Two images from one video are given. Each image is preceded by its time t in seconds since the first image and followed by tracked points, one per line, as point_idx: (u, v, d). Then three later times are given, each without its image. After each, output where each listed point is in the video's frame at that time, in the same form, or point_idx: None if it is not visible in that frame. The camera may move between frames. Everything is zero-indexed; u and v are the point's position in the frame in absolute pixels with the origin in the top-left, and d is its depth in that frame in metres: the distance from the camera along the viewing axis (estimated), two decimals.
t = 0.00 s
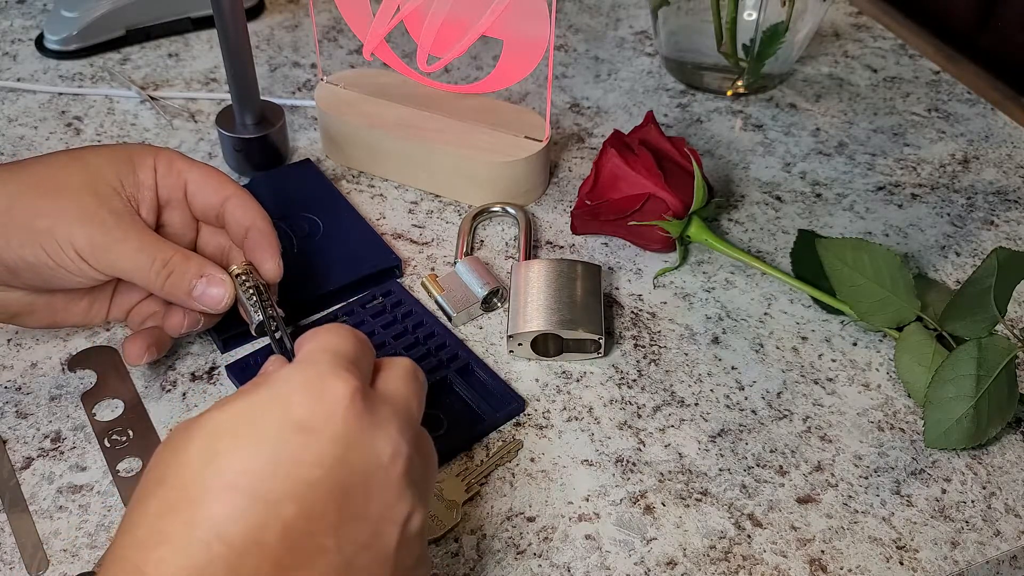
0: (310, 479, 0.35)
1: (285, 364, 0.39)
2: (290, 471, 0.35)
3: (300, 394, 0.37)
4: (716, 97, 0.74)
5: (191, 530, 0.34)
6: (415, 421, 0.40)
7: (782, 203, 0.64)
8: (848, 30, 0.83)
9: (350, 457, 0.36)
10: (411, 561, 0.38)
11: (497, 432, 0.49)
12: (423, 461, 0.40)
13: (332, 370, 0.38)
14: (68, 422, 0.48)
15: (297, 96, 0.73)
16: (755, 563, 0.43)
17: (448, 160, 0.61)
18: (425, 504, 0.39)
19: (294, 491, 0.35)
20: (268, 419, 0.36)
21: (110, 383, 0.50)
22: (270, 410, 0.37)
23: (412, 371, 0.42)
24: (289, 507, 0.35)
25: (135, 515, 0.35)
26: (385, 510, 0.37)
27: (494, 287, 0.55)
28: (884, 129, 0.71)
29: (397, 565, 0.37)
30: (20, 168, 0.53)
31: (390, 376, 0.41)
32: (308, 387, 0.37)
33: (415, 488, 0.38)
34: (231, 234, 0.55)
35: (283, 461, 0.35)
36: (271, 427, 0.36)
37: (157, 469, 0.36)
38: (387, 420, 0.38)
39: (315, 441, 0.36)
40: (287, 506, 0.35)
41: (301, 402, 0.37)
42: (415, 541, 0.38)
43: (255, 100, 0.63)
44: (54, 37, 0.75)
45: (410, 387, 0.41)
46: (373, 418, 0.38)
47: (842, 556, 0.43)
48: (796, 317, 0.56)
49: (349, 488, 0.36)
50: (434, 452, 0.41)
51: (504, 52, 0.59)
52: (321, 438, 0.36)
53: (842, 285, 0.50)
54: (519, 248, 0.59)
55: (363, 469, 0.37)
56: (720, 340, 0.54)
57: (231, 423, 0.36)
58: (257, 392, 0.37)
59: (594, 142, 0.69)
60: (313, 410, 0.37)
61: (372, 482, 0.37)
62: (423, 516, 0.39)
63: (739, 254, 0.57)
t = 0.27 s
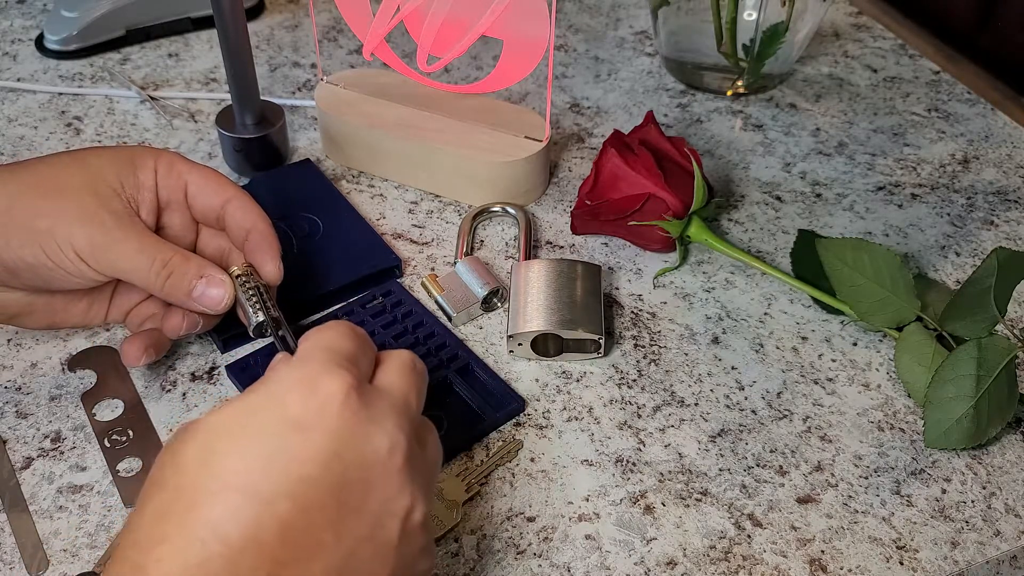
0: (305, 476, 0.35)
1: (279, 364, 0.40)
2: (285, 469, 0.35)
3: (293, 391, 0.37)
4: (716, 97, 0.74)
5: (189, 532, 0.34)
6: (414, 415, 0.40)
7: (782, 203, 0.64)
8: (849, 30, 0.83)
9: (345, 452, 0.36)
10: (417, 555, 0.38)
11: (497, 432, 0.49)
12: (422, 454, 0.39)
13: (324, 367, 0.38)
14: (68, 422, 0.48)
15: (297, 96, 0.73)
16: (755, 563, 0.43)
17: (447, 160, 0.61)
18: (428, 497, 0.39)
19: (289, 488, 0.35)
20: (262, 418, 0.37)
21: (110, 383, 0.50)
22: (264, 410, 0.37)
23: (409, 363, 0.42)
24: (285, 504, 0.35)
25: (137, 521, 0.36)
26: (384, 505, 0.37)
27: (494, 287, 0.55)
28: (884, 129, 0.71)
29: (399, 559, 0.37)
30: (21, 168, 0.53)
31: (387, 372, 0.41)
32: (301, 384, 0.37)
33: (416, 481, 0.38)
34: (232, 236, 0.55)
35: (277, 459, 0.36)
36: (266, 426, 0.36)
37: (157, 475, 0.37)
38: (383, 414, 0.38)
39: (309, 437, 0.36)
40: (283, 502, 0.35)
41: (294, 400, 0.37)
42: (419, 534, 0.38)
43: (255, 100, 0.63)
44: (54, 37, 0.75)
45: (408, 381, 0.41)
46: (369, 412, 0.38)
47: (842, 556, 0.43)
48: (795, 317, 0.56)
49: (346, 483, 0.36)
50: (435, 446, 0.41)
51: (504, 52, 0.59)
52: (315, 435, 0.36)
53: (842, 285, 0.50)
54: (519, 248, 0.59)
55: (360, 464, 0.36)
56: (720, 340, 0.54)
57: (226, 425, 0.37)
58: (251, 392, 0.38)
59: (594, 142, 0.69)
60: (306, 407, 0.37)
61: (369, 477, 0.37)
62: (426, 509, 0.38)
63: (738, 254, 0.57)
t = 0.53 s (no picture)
0: (315, 487, 0.35)
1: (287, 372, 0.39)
2: (294, 479, 0.35)
3: (302, 401, 0.37)
4: (716, 97, 0.74)
5: (197, 542, 0.34)
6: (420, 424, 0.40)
7: (782, 203, 0.64)
8: (849, 30, 0.83)
9: (354, 463, 0.36)
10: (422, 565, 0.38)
11: (497, 432, 0.49)
12: (428, 464, 0.39)
13: (334, 377, 0.38)
14: (68, 422, 0.48)
15: (297, 96, 0.73)
16: (755, 563, 0.43)
17: (448, 160, 0.61)
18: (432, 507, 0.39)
19: (299, 499, 0.35)
20: (271, 427, 0.37)
21: (110, 383, 0.50)
22: (273, 419, 0.37)
23: (415, 372, 0.42)
24: (295, 515, 0.35)
25: (143, 529, 0.36)
26: (392, 516, 0.37)
27: (494, 287, 0.55)
28: (884, 129, 0.71)
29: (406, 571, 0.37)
30: (22, 167, 0.53)
31: (393, 381, 0.41)
32: (310, 394, 0.37)
33: (422, 491, 0.38)
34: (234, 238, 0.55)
35: (286, 468, 0.36)
36: (274, 435, 0.36)
37: (163, 482, 0.36)
38: (391, 424, 0.38)
39: (319, 448, 0.36)
40: (293, 513, 0.35)
41: (303, 409, 0.37)
42: (424, 544, 0.38)
43: (255, 99, 0.63)
44: (54, 37, 0.75)
45: (413, 391, 0.41)
46: (376, 422, 0.38)
47: (842, 556, 0.43)
48: (795, 317, 0.56)
49: (355, 495, 0.36)
50: (440, 454, 0.41)
51: (504, 52, 0.59)
52: (325, 445, 0.36)
53: (842, 285, 0.50)
54: (519, 248, 0.59)
55: (368, 475, 0.37)
56: (720, 340, 0.54)
57: (234, 432, 0.36)
58: (260, 400, 0.37)
59: (594, 142, 0.69)
60: (316, 417, 0.37)
61: (378, 488, 0.37)
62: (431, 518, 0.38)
63: (738, 253, 0.57)
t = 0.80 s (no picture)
0: (325, 491, 0.35)
1: (296, 377, 0.39)
2: (305, 483, 0.35)
3: (312, 405, 0.37)
4: (716, 97, 0.74)
5: (208, 545, 0.34)
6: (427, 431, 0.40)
7: (782, 203, 0.64)
8: (849, 30, 0.83)
9: (363, 468, 0.36)
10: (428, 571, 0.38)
11: (497, 432, 0.49)
12: (435, 469, 0.39)
13: (343, 382, 0.38)
14: (68, 422, 0.48)
15: (297, 96, 0.73)
16: (755, 563, 0.43)
17: (448, 160, 0.61)
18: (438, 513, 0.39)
19: (309, 503, 0.35)
20: (281, 431, 0.36)
21: (110, 383, 0.50)
22: (283, 423, 0.37)
23: (421, 379, 0.42)
24: (304, 519, 0.35)
25: (152, 532, 0.35)
26: (400, 522, 0.37)
27: (494, 287, 0.55)
28: (884, 129, 0.71)
29: None
30: (25, 169, 0.53)
31: (400, 388, 0.41)
32: (319, 398, 0.37)
33: (429, 497, 0.38)
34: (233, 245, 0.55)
35: (296, 473, 0.35)
36: (283, 439, 0.36)
37: (172, 486, 0.36)
38: (399, 430, 0.38)
39: (329, 452, 0.36)
40: (303, 518, 0.35)
41: (313, 414, 0.37)
42: (430, 550, 0.38)
43: (255, 100, 0.63)
44: (54, 37, 0.75)
45: (420, 398, 0.41)
46: (385, 428, 0.38)
47: (842, 556, 0.43)
48: (796, 317, 0.56)
49: (364, 500, 0.36)
50: (444, 459, 0.41)
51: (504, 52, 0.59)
52: (334, 450, 0.36)
53: (842, 285, 0.50)
54: (519, 248, 0.59)
55: (377, 481, 0.37)
56: (720, 340, 0.54)
57: (243, 436, 0.36)
58: (270, 404, 0.37)
59: (594, 142, 0.69)
60: (326, 421, 0.37)
61: (387, 494, 0.37)
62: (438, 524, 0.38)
63: (738, 253, 0.57)
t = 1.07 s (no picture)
0: (321, 492, 0.35)
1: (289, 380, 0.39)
2: (300, 484, 0.35)
3: (306, 407, 0.37)
4: (716, 97, 0.74)
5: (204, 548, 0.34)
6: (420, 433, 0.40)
7: (782, 203, 0.64)
8: (849, 30, 0.83)
9: (359, 469, 0.36)
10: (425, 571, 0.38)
11: (497, 431, 0.49)
12: (430, 470, 0.40)
13: (336, 384, 0.38)
14: (68, 422, 0.48)
15: (297, 96, 0.73)
16: (755, 563, 0.43)
17: (448, 160, 0.61)
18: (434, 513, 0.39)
19: (305, 504, 0.35)
20: (275, 433, 0.36)
21: (110, 383, 0.50)
22: (277, 425, 0.37)
23: (415, 384, 0.42)
24: (301, 519, 0.35)
25: (148, 536, 0.35)
26: (396, 522, 0.37)
27: (494, 287, 0.55)
28: (884, 129, 0.71)
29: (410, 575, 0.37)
30: (24, 167, 0.53)
31: (393, 391, 0.41)
32: (313, 400, 0.37)
33: (425, 497, 0.38)
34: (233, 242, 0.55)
35: (292, 474, 0.36)
36: (278, 441, 0.36)
37: (167, 490, 0.36)
38: (393, 431, 0.38)
39: (324, 453, 0.36)
40: (299, 519, 0.35)
41: (308, 416, 0.37)
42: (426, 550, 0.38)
43: (255, 100, 0.63)
44: (54, 37, 0.75)
45: (413, 400, 0.41)
46: (379, 429, 0.38)
47: (842, 556, 0.43)
48: (796, 317, 0.56)
49: (360, 501, 0.36)
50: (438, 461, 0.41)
51: (505, 52, 0.59)
52: (329, 451, 0.36)
53: (842, 285, 0.50)
54: (519, 248, 0.59)
55: (373, 481, 0.37)
56: (720, 340, 0.54)
57: (238, 439, 0.36)
58: (264, 406, 0.37)
59: (594, 142, 0.69)
60: (321, 423, 0.37)
61: (383, 494, 0.37)
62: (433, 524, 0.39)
63: (738, 253, 0.57)
